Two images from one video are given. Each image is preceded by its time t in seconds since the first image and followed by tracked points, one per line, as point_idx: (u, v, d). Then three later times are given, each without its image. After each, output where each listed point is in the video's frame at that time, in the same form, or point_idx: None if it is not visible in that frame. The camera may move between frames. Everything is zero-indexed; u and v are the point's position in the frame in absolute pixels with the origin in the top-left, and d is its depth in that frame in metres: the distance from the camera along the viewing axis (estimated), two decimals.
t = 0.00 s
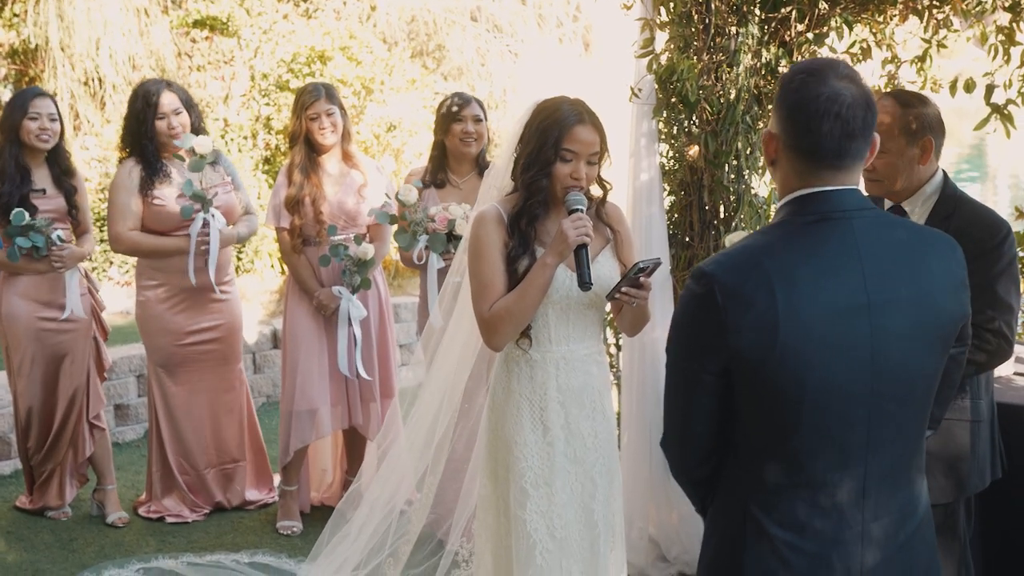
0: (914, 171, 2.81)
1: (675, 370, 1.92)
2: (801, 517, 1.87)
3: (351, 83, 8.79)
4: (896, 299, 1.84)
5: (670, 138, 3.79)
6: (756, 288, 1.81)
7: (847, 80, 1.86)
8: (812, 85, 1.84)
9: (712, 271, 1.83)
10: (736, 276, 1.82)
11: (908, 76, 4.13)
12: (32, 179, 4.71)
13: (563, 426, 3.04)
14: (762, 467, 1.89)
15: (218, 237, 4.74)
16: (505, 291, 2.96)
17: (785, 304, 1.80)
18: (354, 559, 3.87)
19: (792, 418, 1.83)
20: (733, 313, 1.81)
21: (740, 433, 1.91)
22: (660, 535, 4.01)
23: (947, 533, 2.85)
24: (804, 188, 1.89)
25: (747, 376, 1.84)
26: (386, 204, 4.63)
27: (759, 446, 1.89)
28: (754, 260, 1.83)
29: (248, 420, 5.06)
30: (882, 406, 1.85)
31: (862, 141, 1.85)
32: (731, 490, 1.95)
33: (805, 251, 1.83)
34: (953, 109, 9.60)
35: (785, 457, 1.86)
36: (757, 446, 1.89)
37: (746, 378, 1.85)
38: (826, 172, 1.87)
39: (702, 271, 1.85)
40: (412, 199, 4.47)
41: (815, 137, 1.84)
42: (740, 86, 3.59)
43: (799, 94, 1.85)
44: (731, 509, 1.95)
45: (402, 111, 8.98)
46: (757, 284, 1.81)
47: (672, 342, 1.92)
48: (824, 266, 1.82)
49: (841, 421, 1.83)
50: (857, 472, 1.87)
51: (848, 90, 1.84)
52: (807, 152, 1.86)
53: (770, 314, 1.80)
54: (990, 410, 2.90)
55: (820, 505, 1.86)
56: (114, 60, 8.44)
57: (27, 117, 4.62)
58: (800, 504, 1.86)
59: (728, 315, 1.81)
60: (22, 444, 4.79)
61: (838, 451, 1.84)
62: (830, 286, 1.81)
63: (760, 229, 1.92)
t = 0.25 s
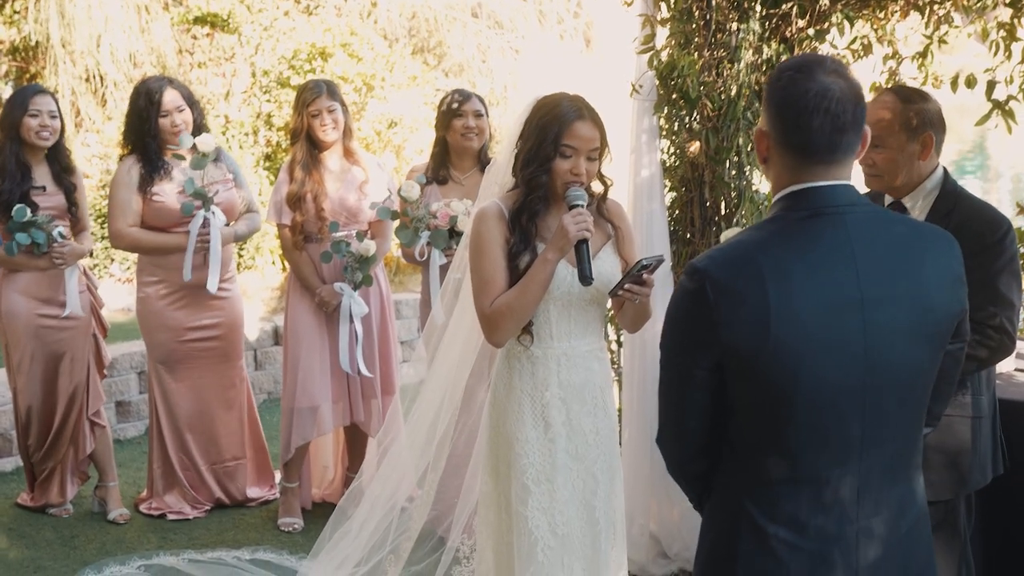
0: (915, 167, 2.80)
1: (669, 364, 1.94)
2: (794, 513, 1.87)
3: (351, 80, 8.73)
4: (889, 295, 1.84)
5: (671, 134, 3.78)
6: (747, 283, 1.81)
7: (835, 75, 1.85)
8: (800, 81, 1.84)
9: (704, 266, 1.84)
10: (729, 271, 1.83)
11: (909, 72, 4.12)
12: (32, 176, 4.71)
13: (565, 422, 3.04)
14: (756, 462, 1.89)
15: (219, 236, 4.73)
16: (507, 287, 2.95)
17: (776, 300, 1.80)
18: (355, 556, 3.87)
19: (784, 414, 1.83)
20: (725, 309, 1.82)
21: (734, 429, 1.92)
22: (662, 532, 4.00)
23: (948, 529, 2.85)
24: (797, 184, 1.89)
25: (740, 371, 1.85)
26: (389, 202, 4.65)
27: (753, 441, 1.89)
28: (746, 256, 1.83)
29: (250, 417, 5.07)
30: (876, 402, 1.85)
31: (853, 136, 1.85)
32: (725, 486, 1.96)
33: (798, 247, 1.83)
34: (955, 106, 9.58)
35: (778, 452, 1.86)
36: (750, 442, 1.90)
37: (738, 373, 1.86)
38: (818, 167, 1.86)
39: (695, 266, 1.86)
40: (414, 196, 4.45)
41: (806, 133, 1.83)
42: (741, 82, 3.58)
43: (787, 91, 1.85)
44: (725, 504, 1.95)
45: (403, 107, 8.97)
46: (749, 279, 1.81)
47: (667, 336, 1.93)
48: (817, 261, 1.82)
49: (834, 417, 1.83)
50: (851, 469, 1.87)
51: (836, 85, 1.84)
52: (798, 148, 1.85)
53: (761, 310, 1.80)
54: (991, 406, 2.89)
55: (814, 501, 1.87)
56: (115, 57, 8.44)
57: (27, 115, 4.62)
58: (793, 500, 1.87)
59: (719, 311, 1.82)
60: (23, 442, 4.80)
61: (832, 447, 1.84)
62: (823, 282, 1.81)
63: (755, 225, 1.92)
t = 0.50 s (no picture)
0: (915, 163, 2.80)
1: (664, 364, 1.94)
2: (790, 512, 1.87)
3: (352, 78, 8.75)
4: (885, 294, 1.83)
5: (671, 131, 3.78)
6: (742, 284, 1.81)
7: (831, 70, 1.86)
8: (797, 78, 1.85)
9: (699, 266, 1.84)
10: (723, 271, 1.82)
11: (910, 69, 4.12)
12: (30, 173, 4.72)
13: (566, 420, 3.04)
14: (752, 462, 1.89)
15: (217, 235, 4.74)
16: (508, 284, 2.95)
17: (771, 299, 1.80)
18: (357, 554, 3.88)
19: (779, 413, 1.83)
20: (719, 309, 1.82)
21: (730, 427, 1.92)
22: (663, 528, 4.01)
23: (949, 525, 2.85)
24: (793, 181, 1.90)
25: (734, 371, 1.85)
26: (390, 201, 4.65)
27: (748, 440, 1.89)
28: (741, 256, 1.83)
29: (251, 414, 5.08)
30: (871, 401, 1.84)
31: (849, 131, 1.86)
32: (721, 484, 1.96)
33: (792, 245, 1.83)
34: (956, 103, 9.58)
35: (774, 452, 1.86)
36: (746, 441, 1.90)
37: (732, 372, 1.86)
38: (814, 163, 1.87)
39: (689, 266, 1.86)
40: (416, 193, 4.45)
41: (803, 129, 1.84)
42: (742, 79, 3.56)
43: (784, 87, 1.86)
44: (721, 503, 1.96)
45: (404, 104, 8.96)
46: (743, 279, 1.81)
47: (661, 336, 1.93)
48: (812, 261, 1.82)
49: (829, 417, 1.83)
50: (847, 468, 1.87)
51: (833, 80, 1.85)
52: (795, 144, 1.86)
53: (756, 309, 1.80)
54: (994, 402, 2.89)
55: (810, 500, 1.87)
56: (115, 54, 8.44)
57: (26, 112, 4.62)
58: (789, 500, 1.87)
59: (715, 311, 1.82)
60: (23, 439, 4.81)
61: (827, 447, 1.84)
62: (818, 281, 1.81)
63: (750, 223, 1.92)
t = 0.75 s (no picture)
0: (918, 158, 2.81)
1: (657, 363, 1.93)
2: (785, 510, 1.88)
3: (353, 76, 8.73)
4: (878, 293, 1.83)
5: (672, 128, 3.79)
6: (733, 284, 1.80)
7: (819, 68, 1.86)
8: (784, 76, 1.85)
9: (690, 266, 1.83)
10: (713, 270, 1.82)
11: (911, 66, 4.11)
12: (28, 171, 4.72)
13: (568, 418, 3.04)
14: (746, 460, 1.89)
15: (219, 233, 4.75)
16: (510, 282, 2.95)
17: (763, 299, 1.79)
18: (359, 552, 3.89)
19: (773, 412, 1.83)
20: (711, 309, 1.81)
21: (724, 426, 1.92)
22: (663, 526, 4.01)
23: (950, 522, 2.86)
24: (784, 181, 1.89)
25: (727, 370, 1.85)
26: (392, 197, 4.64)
27: (742, 440, 1.89)
28: (733, 256, 1.82)
29: (252, 412, 5.08)
30: (865, 400, 1.84)
31: (838, 129, 1.86)
32: (716, 482, 1.96)
33: (785, 245, 1.82)
34: (957, 100, 9.57)
35: (768, 451, 1.86)
36: (740, 440, 1.89)
37: (725, 371, 1.86)
38: (804, 162, 1.87)
39: (681, 266, 1.85)
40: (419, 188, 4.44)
41: (791, 127, 1.84)
42: (742, 76, 3.57)
43: (772, 86, 1.86)
44: (716, 500, 1.96)
45: (405, 102, 8.96)
46: (735, 279, 1.80)
47: (654, 335, 1.93)
48: (805, 260, 1.81)
49: (823, 416, 1.83)
50: (840, 468, 1.86)
51: (820, 78, 1.84)
52: (783, 143, 1.86)
53: (748, 309, 1.79)
54: (994, 400, 2.89)
55: (806, 499, 1.87)
56: (116, 52, 8.44)
57: (24, 111, 4.62)
58: (783, 498, 1.87)
59: (706, 310, 1.81)
60: (23, 438, 4.82)
61: (822, 445, 1.84)
62: (810, 281, 1.80)
63: (743, 222, 1.92)
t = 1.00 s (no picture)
0: (922, 156, 2.82)
1: (648, 364, 1.94)
2: (776, 512, 1.87)
3: (355, 74, 8.74)
4: (868, 295, 1.83)
5: (674, 127, 3.79)
6: (721, 285, 1.81)
7: (811, 68, 1.86)
8: (775, 77, 1.85)
9: (679, 267, 1.84)
10: (702, 272, 1.82)
11: (913, 64, 4.10)
12: (28, 170, 4.72)
13: (570, 416, 3.04)
14: (737, 462, 1.89)
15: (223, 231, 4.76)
16: (513, 279, 2.95)
17: (751, 301, 1.79)
18: (360, 552, 3.88)
19: (762, 413, 1.83)
20: (699, 310, 1.82)
21: (716, 427, 1.92)
22: (665, 525, 4.01)
23: (952, 520, 2.86)
24: (777, 182, 1.90)
25: (716, 372, 1.85)
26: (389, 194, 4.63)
27: (733, 441, 1.89)
28: (722, 257, 1.82)
29: (254, 409, 5.08)
30: (856, 402, 1.84)
31: (829, 130, 1.85)
32: (708, 482, 1.97)
33: (774, 247, 1.83)
34: (959, 98, 9.55)
35: (757, 452, 1.86)
36: (730, 441, 1.90)
37: (714, 373, 1.86)
38: (796, 163, 1.87)
39: (671, 267, 1.86)
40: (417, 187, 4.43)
41: (781, 128, 1.84)
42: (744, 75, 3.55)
43: (763, 87, 1.86)
44: (707, 501, 1.96)
45: (407, 101, 8.95)
46: (722, 281, 1.81)
47: (645, 337, 1.94)
48: (794, 262, 1.81)
49: (813, 417, 1.82)
50: (831, 470, 1.86)
51: (811, 78, 1.84)
52: (774, 144, 1.87)
53: (736, 311, 1.80)
54: (996, 398, 2.89)
55: (797, 500, 1.87)
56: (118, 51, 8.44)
57: (25, 110, 4.62)
58: (774, 500, 1.87)
59: (694, 312, 1.82)
60: (24, 437, 4.81)
61: (813, 447, 1.84)
62: (799, 283, 1.80)
63: (735, 223, 1.92)
